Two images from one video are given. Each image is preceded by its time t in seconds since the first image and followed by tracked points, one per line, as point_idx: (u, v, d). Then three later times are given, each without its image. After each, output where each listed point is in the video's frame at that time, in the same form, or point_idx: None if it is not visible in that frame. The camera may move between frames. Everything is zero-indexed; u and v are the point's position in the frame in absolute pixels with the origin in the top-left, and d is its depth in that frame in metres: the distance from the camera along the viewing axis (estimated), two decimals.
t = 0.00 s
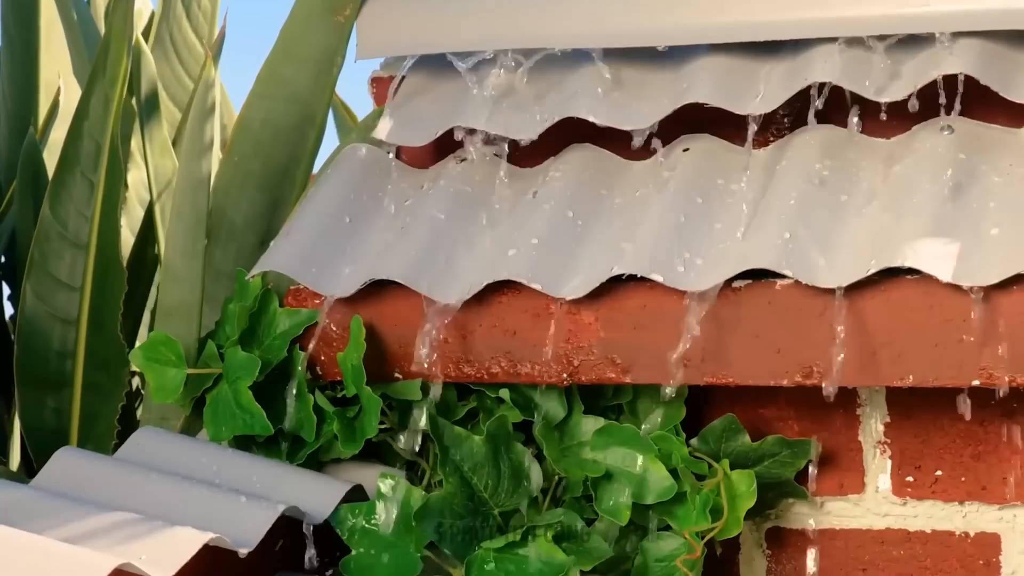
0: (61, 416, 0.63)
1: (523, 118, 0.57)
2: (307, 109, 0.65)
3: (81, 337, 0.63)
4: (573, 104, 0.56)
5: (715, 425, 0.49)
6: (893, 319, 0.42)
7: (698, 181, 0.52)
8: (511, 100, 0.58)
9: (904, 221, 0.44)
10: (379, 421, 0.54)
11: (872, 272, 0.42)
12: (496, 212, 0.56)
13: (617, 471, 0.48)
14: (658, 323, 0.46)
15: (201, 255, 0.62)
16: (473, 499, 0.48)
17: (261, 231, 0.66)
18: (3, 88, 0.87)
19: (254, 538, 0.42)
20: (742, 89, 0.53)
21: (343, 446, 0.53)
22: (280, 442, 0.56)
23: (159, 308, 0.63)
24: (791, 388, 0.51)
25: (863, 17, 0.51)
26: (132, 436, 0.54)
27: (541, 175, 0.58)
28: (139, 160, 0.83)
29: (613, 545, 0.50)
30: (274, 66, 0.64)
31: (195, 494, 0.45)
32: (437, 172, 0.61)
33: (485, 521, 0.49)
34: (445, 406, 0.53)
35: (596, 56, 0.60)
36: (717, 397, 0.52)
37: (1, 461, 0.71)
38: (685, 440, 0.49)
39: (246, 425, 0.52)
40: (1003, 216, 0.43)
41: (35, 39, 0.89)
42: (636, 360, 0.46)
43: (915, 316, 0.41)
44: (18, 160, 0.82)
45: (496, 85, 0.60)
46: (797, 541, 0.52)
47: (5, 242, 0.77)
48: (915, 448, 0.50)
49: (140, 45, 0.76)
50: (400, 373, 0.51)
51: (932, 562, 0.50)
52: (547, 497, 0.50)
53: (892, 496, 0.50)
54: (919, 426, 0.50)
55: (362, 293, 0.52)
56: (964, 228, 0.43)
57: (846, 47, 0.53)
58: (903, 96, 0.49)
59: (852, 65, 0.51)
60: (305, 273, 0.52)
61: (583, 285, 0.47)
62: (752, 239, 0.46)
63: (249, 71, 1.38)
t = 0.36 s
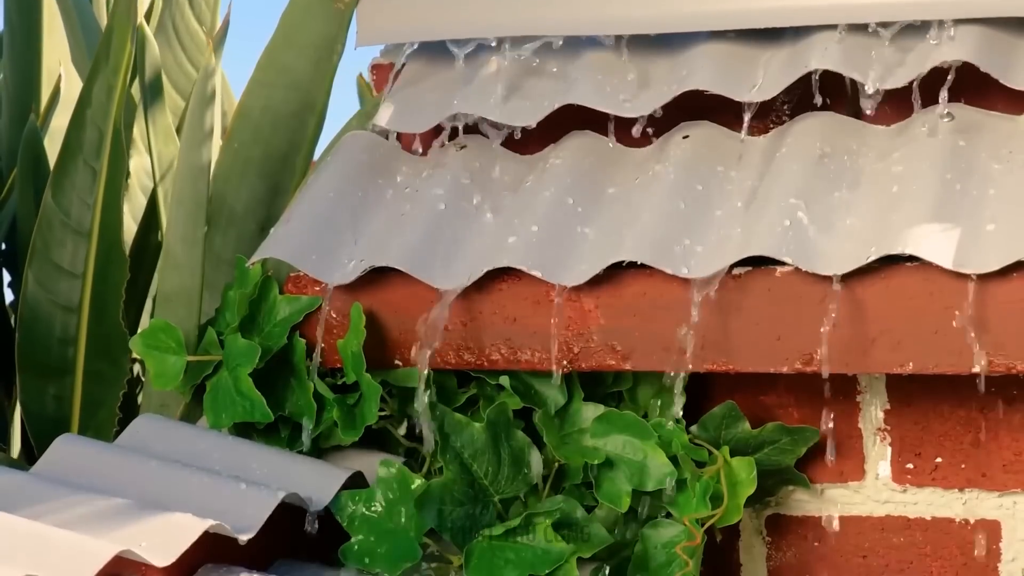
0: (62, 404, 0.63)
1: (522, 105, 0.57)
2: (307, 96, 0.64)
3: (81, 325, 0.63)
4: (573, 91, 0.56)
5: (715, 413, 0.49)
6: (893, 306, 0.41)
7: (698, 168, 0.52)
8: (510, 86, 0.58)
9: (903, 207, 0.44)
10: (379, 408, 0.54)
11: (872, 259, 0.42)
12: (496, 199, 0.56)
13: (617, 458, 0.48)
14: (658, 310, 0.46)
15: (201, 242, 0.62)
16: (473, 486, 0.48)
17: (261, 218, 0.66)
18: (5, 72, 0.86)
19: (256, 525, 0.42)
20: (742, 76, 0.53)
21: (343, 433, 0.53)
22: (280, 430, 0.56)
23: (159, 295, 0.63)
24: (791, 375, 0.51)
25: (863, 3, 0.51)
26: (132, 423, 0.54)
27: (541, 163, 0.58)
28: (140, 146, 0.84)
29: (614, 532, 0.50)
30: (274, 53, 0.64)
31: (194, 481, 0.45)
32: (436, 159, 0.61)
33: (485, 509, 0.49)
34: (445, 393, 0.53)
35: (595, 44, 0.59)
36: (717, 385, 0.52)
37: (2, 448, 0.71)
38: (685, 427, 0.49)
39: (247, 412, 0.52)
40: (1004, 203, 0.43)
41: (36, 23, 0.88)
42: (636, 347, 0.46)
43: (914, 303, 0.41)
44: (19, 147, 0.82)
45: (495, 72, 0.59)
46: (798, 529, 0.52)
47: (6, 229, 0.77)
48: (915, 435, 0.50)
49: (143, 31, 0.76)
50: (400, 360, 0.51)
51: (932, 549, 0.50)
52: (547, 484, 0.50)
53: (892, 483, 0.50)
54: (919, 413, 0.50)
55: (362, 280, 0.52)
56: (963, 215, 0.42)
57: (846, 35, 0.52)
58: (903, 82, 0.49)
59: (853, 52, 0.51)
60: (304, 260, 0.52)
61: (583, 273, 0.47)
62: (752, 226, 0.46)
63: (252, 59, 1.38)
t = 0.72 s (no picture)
0: (63, 388, 0.63)
1: (522, 90, 0.56)
2: (306, 80, 0.64)
3: (83, 309, 0.62)
4: (573, 77, 0.55)
5: (714, 398, 0.49)
6: (892, 291, 0.41)
7: (698, 153, 0.51)
8: (509, 72, 0.58)
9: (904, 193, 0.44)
10: (379, 393, 0.54)
11: (872, 244, 0.41)
12: (495, 184, 0.56)
13: (617, 443, 0.48)
14: (658, 296, 0.45)
15: (201, 227, 0.62)
16: (473, 470, 0.48)
17: (261, 203, 0.65)
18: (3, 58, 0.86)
19: (256, 510, 0.42)
20: (742, 61, 0.52)
21: (343, 418, 0.53)
22: (280, 416, 0.55)
23: (160, 280, 0.63)
24: (791, 360, 0.51)
25: None
26: (131, 408, 0.54)
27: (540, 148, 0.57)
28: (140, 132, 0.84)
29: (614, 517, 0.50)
30: (274, 37, 0.63)
31: (195, 466, 0.46)
32: (436, 145, 0.60)
33: (485, 494, 0.49)
34: (445, 378, 0.53)
35: (596, 30, 0.59)
36: (717, 371, 0.52)
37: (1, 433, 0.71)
38: (685, 413, 0.49)
39: (247, 397, 0.52)
40: (1005, 188, 0.43)
41: (36, 7, 0.87)
42: (636, 333, 0.46)
43: (914, 288, 0.41)
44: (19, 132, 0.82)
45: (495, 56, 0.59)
46: (798, 513, 0.52)
47: (5, 214, 0.77)
48: (915, 421, 0.50)
49: (143, 15, 0.76)
50: (400, 346, 0.51)
51: (932, 534, 0.50)
52: (547, 469, 0.50)
53: (892, 468, 0.50)
54: (919, 398, 0.49)
55: (362, 265, 0.52)
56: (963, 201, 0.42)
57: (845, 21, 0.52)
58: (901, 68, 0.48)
59: (853, 38, 0.50)
60: (304, 245, 0.52)
61: (582, 258, 0.46)
62: (752, 212, 0.45)
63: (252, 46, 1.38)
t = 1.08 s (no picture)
0: (64, 370, 0.63)
1: (521, 73, 0.56)
2: (306, 64, 0.64)
3: (83, 293, 0.62)
4: (573, 61, 0.55)
5: (715, 381, 0.49)
6: (893, 274, 0.41)
7: (698, 136, 0.51)
8: (508, 56, 0.57)
9: (904, 176, 0.43)
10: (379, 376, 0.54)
11: (872, 228, 0.41)
12: (495, 167, 0.55)
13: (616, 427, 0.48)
14: (658, 279, 0.45)
15: (201, 210, 0.62)
16: (472, 454, 0.48)
17: (261, 186, 0.65)
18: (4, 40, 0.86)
19: (256, 494, 0.43)
20: (744, 45, 0.52)
21: (343, 401, 0.53)
22: (280, 399, 0.56)
23: (160, 264, 0.63)
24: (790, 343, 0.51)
25: None
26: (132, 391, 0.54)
27: (536, 132, 0.57)
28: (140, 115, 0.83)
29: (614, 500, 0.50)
30: (274, 22, 0.64)
31: (195, 449, 0.46)
32: (436, 128, 0.60)
33: (485, 477, 0.49)
34: (444, 361, 0.53)
35: (595, 12, 0.58)
36: (716, 355, 0.52)
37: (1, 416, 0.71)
38: (684, 396, 0.49)
39: (247, 380, 0.52)
40: (1007, 171, 0.42)
41: None
42: (636, 316, 0.46)
43: (914, 272, 0.41)
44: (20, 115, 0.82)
45: (495, 40, 0.58)
46: (798, 497, 0.52)
47: (6, 197, 0.77)
48: (915, 404, 0.50)
49: None
50: (400, 329, 0.51)
51: (932, 518, 0.50)
52: (547, 452, 0.50)
53: (892, 452, 0.50)
54: (919, 381, 0.49)
55: (362, 249, 0.52)
56: (963, 184, 0.42)
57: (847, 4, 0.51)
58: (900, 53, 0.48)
59: (854, 20, 0.50)
60: (304, 229, 0.52)
61: (583, 241, 0.46)
62: (752, 195, 0.45)
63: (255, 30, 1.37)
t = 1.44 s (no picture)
0: (64, 351, 0.63)
1: (520, 55, 0.56)
2: (307, 47, 0.64)
3: (82, 274, 0.62)
4: (573, 42, 0.55)
5: (715, 362, 0.49)
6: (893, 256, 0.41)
7: (698, 117, 0.51)
8: (508, 37, 0.57)
9: (904, 157, 0.43)
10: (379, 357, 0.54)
11: (872, 209, 0.41)
12: (493, 149, 0.55)
13: (616, 408, 0.48)
14: (658, 261, 0.45)
15: (201, 192, 0.62)
16: (473, 435, 0.48)
17: (261, 167, 0.65)
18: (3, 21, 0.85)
19: (256, 475, 0.43)
20: (746, 27, 0.51)
21: (343, 382, 0.53)
22: (280, 380, 0.56)
23: (159, 245, 0.63)
24: (790, 324, 0.51)
25: None
26: (132, 372, 0.54)
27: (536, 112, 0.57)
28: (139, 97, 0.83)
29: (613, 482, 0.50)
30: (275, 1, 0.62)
31: (194, 431, 0.46)
32: (436, 110, 0.59)
33: (485, 459, 0.49)
34: (445, 342, 0.53)
35: None
36: (716, 338, 0.52)
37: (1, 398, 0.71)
38: (684, 377, 0.49)
39: (247, 361, 0.52)
40: (1009, 151, 0.42)
41: None
42: (636, 298, 0.46)
43: (915, 253, 0.40)
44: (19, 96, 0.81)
45: (496, 23, 0.58)
46: (798, 478, 0.52)
47: (6, 178, 0.76)
48: (916, 385, 0.49)
49: None
50: (400, 311, 0.51)
51: (932, 499, 0.50)
52: (547, 434, 0.50)
53: (892, 433, 0.50)
54: (918, 362, 0.49)
55: (362, 231, 0.51)
56: (963, 165, 0.41)
57: None
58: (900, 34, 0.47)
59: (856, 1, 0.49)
60: (304, 211, 0.52)
61: (583, 223, 0.46)
62: (752, 177, 0.45)
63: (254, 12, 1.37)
